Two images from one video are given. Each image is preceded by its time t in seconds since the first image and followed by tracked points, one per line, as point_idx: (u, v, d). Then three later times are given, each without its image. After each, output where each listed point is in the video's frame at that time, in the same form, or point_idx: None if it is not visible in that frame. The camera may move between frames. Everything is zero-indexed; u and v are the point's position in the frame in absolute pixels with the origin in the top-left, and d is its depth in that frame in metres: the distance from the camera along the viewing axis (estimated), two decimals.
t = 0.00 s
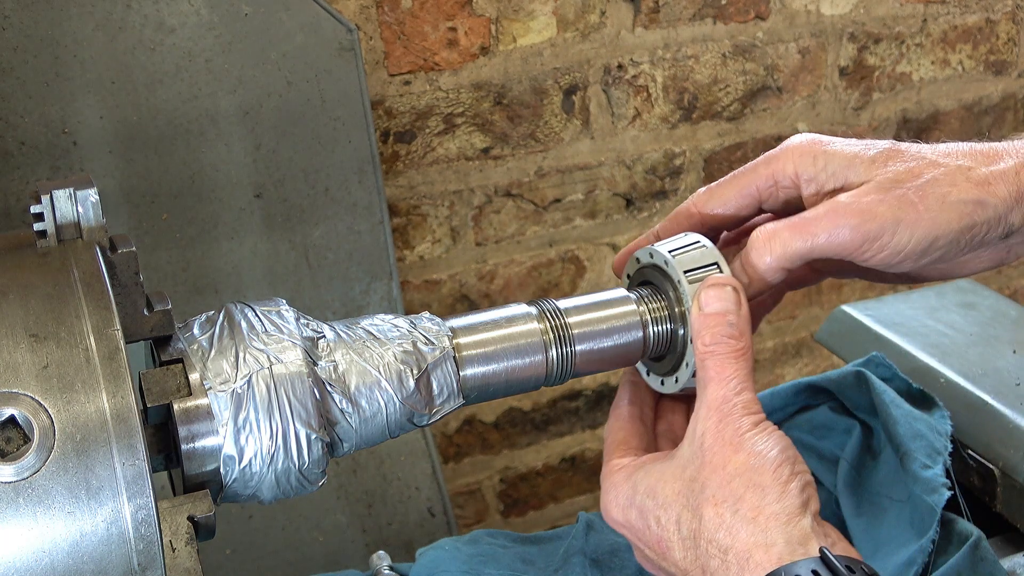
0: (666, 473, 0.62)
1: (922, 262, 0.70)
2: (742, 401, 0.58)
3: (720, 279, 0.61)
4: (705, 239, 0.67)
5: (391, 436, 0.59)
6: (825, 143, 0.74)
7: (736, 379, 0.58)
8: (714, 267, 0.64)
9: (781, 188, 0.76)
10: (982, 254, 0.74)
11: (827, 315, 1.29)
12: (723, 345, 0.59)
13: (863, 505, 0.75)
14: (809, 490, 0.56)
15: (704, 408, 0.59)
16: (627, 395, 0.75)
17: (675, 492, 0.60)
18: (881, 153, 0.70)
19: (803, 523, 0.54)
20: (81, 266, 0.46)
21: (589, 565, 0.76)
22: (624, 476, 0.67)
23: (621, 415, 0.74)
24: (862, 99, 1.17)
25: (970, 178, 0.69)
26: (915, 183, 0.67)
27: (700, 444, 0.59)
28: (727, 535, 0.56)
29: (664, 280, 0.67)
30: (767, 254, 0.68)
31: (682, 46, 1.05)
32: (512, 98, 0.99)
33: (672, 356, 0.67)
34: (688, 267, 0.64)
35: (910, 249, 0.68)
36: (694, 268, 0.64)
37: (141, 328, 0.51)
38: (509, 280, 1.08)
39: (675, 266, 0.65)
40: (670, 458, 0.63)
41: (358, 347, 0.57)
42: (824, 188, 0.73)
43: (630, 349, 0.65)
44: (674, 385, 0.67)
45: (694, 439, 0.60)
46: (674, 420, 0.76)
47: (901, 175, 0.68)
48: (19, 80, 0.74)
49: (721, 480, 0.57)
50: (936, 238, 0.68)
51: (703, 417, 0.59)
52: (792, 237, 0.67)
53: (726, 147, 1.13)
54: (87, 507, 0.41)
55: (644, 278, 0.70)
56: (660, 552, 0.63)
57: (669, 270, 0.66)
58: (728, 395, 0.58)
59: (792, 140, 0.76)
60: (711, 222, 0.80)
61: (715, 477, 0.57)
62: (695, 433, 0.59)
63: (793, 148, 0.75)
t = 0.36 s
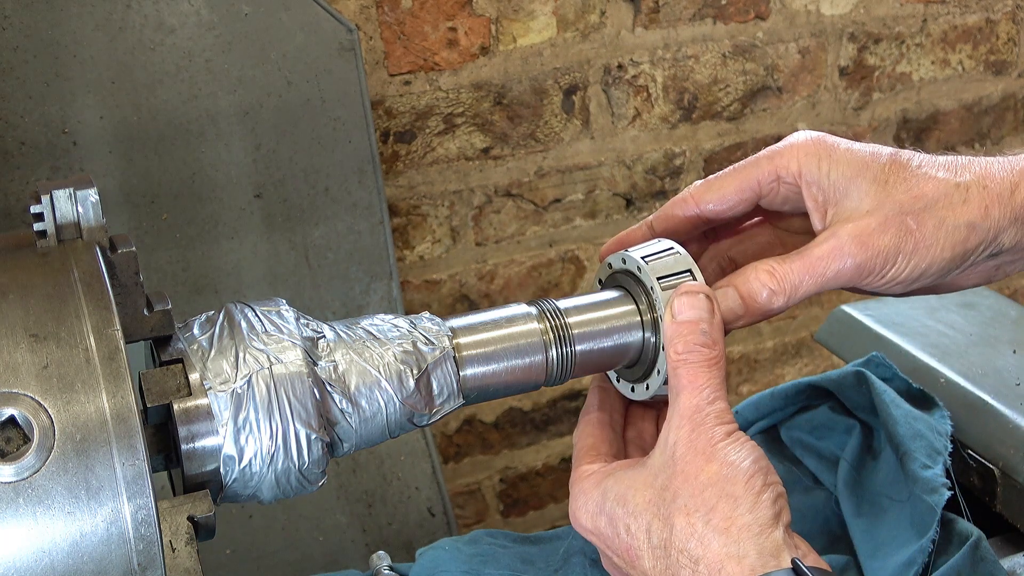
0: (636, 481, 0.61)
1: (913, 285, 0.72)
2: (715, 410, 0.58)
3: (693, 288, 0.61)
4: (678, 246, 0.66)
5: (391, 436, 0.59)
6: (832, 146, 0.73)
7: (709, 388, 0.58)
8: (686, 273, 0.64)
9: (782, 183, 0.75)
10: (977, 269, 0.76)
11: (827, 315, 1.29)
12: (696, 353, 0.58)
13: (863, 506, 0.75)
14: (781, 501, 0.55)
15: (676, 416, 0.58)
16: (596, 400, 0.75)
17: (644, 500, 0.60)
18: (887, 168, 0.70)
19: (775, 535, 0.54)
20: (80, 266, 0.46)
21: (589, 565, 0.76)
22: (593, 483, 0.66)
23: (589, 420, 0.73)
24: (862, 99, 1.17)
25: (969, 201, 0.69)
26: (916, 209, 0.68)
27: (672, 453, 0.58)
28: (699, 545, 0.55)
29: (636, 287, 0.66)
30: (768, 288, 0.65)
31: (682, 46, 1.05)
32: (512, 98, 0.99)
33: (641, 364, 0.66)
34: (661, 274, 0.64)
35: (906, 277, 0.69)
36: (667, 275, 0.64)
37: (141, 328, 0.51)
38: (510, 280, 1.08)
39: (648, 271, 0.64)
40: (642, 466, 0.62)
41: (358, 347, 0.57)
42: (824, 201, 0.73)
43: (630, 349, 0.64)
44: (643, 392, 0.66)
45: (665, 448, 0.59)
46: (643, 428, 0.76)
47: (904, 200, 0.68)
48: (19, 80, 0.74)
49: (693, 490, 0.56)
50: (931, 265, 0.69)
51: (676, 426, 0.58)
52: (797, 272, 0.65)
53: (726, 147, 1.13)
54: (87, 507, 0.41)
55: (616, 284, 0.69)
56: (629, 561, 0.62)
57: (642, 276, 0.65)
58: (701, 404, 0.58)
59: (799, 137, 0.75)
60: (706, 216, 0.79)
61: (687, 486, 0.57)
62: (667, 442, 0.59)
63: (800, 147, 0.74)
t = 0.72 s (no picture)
0: (629, 480, 0.61)
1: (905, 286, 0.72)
2: (709, 412, 0.58)
3: (691, 288, 0.61)
4: (677, 245, 0.66)
5: (391, 436, 0.59)
6: (825, 143, 0.73)
7: (704, 389, 0.58)
8: (685, 273, 0.64)
9: (776, 178, 0.76)
10: (971, 267, 0.76)
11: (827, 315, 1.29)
12: (693, 354, 0.58)
13: (863, 505, 0.75)
14: (773, 503, 0.55)
15: (671, 417, 0.58)
16: (594, 398, 0.75)
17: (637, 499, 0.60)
18: (877, 167, 0.70)
19: (766, 537, 0.53)
20: (80, 266, 0.46)
21: (589, 565, 0.76)
22: (587, 481, 0.66)
23: (587, 421, 0.73)
24: (862, 99, 1.17)
25: (959, 201, 0.69)
26: (905, 210, 0.68)
27: (665, 453, 0.58)
28: (689, 545, 0.55)
29: (635, 287, 0.66)
30: (759, 286, 0.65)
31: (682, 46, 1.05)
32: (512, 98, 0.99)
33: (641, 364, 0.66)
34: (660, 274, 0.64)
35: (897, 278, 0.69)
36: (665, 274, 0.64)
37: (141, 328, 0.51)
38: (510, 280, 1.08)
39: (646, 271, 0.64)
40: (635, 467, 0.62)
41: (358, 347, 0.57)
42: (815, 199, 0.73)
43: (629, 349, 0.64)
44: (643, 392, 0.66)
45: (659, 449, 0.59)
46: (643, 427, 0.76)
47: (894, 200, 0.68)
48: (19, 80, 0.74)
49: (685, 490, 0.56)
50: (923, 265, 0.69)
51: (670, 426, 0.58)
52: (786, 274, 0.66)
53: (726, 148, 1.13)
54: (87, 507, 0.41)
55: (615, 283, 0.69)
56: (619, 560, 0.62)
57: (640, 275, 0.65)
58: (696, 405, 0.58)
59: (791, 132, 0.76)
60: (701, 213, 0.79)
61: (680, 487, 0.56)
62: (661, 442, 0.59)
63: (793, 143, 0.74)
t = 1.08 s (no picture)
0: (624, 473, 0.61)
1: (900, 277, 0.72)
2: (706, 409, 0.58)
3: (691, 286, 0.61)
4: (675, 245, 0.66)
5: (391, 436, 0.59)
6: (816, 139, 0.73)
7: (701, 387, 0.58)
8: (683, 272, 0.64)
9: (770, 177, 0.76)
10: (965, 258, 0.76)
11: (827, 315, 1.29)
12: (691, 353, 0.58)
13: (863, 506, 0.75)
14: (769, 502, 0.55)
15: (668, 414, 0.58)
16: (592, 397, 0.75)
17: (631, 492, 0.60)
18: (869, 160, 0.70)
19: (760, 535, 0.53)
20: (81, 266, 0.46)
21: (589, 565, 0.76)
22: (580, 473, 0.66)
23: (583, 417, 0.74)
24: (862, 99, 1.17)
25: (951, 191, 0.69)
26: (898, 201, 0.68)
27: (661, 448, 0.58)
28: (683, 539, 0.55)
29: (635, 287, 0.66)
30: (759, 284, 0.65)
31: (682, 46, 1.05)
32: (512, 98, 0.99)
33: (641, 363, 0.66)
34: (658, 272, 0.64)
35: (893, 269, 0.69)
36: (664, 273, 0.64)
37: (141, 328, 0.51)
38: (510, 280, 1.08)
39: (645, 270, 0.64)
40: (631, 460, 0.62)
41: (358, 347, 0.57)
42: (809, 194, 0.73)
43: (629, 349, 0.64)
44: (643, 391, 0.66)
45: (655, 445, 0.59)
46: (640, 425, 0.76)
47: (886, 192, 0.68)
48: (19, 80, 0.74)
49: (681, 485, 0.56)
50: (917, 256, 0.70)
51: (667, 423, 0.58)
52: (785, 270, 0.66)
53: (726, 148, 1.13)
54: (87, 507, 0.41)
55: (615, 284, 0.69)
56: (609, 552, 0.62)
57: (639, 274, 0.65)
58: (693, 402, 0.58)
59: (783, 130, 0.75)
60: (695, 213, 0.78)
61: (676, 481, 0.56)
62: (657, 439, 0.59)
63: (784, 141, 0.74)
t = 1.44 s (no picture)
0: (626, 480, 0.61)
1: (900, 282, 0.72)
2: (706, 413, 0.58)
3: (690, 289, 0.61)
4: (674, 246, 0.66)
5: (391, 436, 0.59)
6: (811, 145, 0.73)
7: (700, 390, 0.58)
8: (682, 273, 0.64)
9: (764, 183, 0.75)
10: (965, 260, 0.76)
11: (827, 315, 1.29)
12: (690, 356, 0.58)
13: (863, 506, 0.75)
14: (770, 509, 0.55)
15: (667, 418, 0.58)
16: (592, 396, 0.75)
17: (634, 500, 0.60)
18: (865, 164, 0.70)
19: (763, 543, 0.53)
20: (80, 266, 0.46)
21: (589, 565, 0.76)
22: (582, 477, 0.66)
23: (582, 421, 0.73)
24: (862, 99, 1.17)
25: (949, 193, 0.69)
26: (896, 205, 0.68)
27: (661, 454, 0.58)
28: (687, 549, 0.55)
29: (634, 288, 0.66)
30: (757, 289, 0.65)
31: (682, 46, 1.05)
32: (512, 98, 0.99)
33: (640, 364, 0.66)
34: (657, 274, 0.63)
35: (893, 273, 0.69)
36: (663, 275, 0.64)
37: (141, 328, 0.51)
38: (509, 280, 1.08)
39: (644, 272, 0.64)
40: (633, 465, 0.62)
41: (358, 347, 0.57)
42: (806, 199, 0.73)
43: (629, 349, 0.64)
44: (642, 392, 0.66)
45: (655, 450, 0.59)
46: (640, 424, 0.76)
47: (883, 197, 0.68)
48: (19, 80, 0.74)
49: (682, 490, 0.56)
50: (916, 260, 0.70)
51: (667, 427, 0.58)
52: (781, 275, 0.66)
53: (726, 148, 1.13)
54: (87, 507, 0.41)
55: (615, 284, 0.69)
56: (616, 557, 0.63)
57: (638, 275, 0.65)
58: (691, 406, 0.58)
59: (777, 136, 0.75)
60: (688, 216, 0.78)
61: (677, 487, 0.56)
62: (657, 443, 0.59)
63: (779, 147, 0.74)
